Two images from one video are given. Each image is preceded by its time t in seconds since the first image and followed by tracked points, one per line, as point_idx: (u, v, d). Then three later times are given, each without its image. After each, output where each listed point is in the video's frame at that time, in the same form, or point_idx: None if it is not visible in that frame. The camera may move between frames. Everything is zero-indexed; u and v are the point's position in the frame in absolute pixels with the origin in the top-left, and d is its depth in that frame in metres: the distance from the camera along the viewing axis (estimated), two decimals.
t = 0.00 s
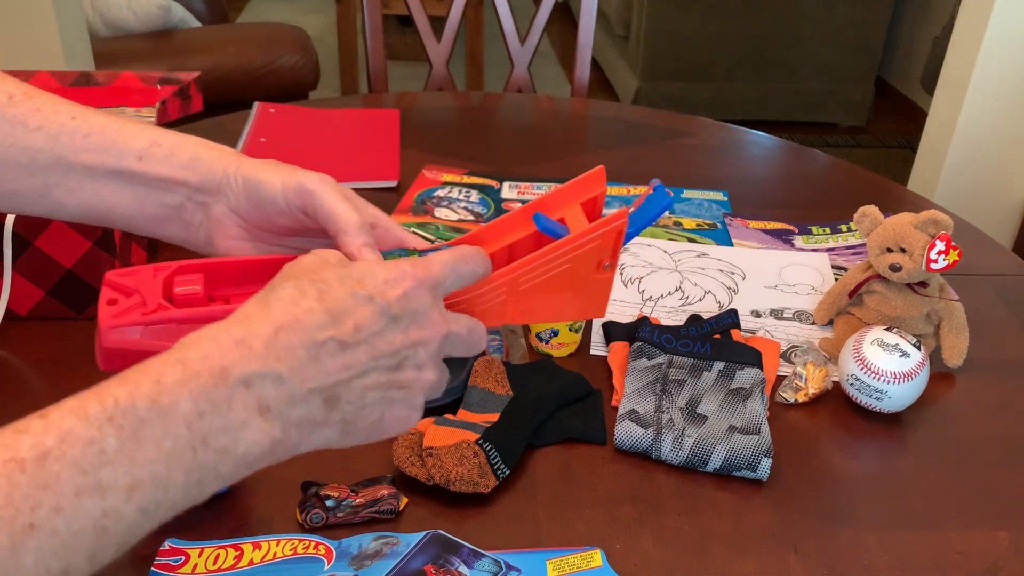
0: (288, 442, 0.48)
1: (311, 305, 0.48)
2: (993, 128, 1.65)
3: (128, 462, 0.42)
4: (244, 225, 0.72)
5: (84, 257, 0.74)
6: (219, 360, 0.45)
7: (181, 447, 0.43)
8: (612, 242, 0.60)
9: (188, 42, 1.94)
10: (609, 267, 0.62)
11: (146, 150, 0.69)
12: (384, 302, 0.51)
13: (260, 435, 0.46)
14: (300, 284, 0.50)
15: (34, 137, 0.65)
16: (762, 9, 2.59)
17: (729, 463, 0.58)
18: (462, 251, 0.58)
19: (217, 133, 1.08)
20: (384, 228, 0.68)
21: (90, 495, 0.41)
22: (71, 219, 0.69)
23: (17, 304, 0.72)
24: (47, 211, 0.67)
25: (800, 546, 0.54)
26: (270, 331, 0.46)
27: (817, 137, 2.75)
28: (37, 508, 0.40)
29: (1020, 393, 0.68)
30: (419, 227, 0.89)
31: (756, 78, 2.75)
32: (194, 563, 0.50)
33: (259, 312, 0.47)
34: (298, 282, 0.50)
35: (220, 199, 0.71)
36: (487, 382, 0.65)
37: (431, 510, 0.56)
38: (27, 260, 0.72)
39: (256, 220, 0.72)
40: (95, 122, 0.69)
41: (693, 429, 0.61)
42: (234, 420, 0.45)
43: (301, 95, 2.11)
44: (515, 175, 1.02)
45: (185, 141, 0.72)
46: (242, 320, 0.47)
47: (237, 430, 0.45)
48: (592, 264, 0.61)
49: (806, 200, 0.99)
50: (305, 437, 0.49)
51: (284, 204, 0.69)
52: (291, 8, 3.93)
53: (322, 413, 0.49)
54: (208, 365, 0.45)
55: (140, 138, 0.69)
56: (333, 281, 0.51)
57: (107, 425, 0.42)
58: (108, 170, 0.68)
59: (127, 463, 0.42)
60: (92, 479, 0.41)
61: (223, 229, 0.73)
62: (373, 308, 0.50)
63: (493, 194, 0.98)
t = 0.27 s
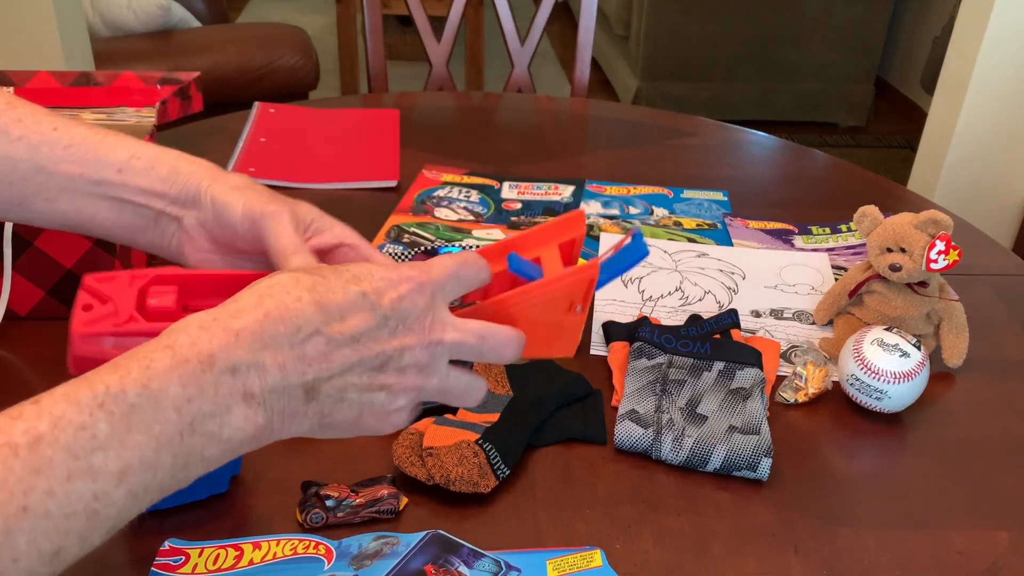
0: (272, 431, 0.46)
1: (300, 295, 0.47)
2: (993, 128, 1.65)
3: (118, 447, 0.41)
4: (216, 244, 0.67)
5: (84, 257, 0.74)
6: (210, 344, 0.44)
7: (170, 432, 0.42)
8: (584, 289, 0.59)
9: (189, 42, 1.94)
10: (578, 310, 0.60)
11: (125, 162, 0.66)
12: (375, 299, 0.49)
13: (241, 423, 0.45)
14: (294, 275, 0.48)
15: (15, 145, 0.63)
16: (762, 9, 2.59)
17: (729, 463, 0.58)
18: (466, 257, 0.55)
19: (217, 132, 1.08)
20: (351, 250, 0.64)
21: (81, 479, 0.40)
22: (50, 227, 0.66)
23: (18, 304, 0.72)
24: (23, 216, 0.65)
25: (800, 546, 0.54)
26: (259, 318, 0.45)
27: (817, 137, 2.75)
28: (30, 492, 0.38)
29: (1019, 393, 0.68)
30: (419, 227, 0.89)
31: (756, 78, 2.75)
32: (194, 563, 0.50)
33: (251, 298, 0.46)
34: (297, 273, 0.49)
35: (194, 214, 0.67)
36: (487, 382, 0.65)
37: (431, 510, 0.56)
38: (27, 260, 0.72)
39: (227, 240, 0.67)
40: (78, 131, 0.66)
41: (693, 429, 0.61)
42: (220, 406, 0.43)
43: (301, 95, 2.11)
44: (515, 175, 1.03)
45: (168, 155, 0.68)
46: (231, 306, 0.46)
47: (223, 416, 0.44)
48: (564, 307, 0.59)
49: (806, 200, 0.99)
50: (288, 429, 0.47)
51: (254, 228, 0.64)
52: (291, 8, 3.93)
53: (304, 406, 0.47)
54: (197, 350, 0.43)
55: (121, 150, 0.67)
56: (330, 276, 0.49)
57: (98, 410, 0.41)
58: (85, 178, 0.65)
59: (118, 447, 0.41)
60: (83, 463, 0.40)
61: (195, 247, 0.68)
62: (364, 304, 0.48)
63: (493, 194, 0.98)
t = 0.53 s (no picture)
0: (275, 422, 0.48)
1: (295, 291, 0.47)
2: (993, 128, 1.65)
3: (125, 438, 0.42)
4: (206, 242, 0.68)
5: (85, 256, 0.74)
6: (213, 341, 0.45)
7: (175, 426, 0.44)
8: (582, 262, 0.56)
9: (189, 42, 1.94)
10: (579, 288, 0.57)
11: (112, 160, 0.67)
12: (370, 289, 0.48)
13: (243, 416, 0.46)
14: (294, 268, 0.49)
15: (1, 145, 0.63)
16: (761, 9, 2.59)
17: (729, 463, 0.58)
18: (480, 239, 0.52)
19: (217, 132, 1.08)
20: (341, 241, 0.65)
21: (89, 469, 0.41)
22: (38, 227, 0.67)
23: (17, 304, 0.72)
24: (11, 216, 0.65)
25: (800, 546, 0.54)
26: (256, 317, 0.46)
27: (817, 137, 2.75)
28: (40, 482, 0.40)
29: (1020, 393, 0.68)
30: (419, 227, 0.89)
31: (756, 78, 2.75)
32: (194, 563, 0.50)
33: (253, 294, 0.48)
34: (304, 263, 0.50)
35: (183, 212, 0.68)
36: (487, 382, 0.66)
37: (431, 510, 0.56)
38: (27, 260, 0.72)
39: (217, 238, 0.67)
40: (64, 130, 0.66)
41: (693, 429, 0.61)
42: (223, 400, 0.45)
43: (301, 95, 2.11)
44: (515, 175, 1.03)
45: (156, 151, 0.69)
46: (232, 304, 0.47)
47: (226, 410, 0.45)
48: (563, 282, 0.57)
49: (806, 200, 0.99)
50: (294, 417, 0.49)
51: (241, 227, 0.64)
52: (291, 8, 3.93)
53: (306, 397, 0.48)
54: (201, 346, 0.45)
55: (107, 147, 0.67)
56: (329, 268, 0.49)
57: (107, 403, 0.42)
58: (71, 177, 0.65)
59: (125, 439, 0.42)
60: (92, 454, 0.41)
61: (186, 244, 0.69)
62: (360, 296, 0.48)
63: (493, 194, 0.98)
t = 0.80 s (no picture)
0: (296, 408, 0.48)
1: (307, 279, 0.47)
2: (993, 128, 1.65)
3: (148, 421, 0.43)
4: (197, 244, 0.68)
5: (85, 257, 0.75)
6: (234, 326, 0.46)
7: (196, 409, 0.44)
8: (572, 272, 0.57)
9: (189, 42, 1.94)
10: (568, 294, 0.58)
11: (102, 160, 0.67)
12: (384, 273, 0.46)
13: (262, 403, 0.46)
14: (310, 255, 0.48)
15: None
16: (761, 9, 2.59)
17: (729, 463, 0.58)
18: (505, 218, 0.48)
19: (217, 132, 1.08)
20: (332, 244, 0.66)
21: (112, 450, 0.43)
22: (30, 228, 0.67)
23: (17, 304, 0.72)
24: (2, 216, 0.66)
25: (800, 546, 0.54)
26: (270, 306, 0.46)
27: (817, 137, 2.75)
28: (65, 462, 0.42)
29: (1020, 393, 0.68)
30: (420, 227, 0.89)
31: (756, 78, 2.75)
32: (194, 563, 0.50)
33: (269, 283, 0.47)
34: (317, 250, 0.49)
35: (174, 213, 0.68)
36: (487, 382, 0.65)
37: (431, 510, 0.56)
38: (27, 260, 0.72)
39: (207, 240, 0.68)
40: (55, 130, 0.67)
41: (692, 429, 0.61)
42: (243, 386, 0.45)
43: (301, 95, 2.11)
44: (515, 175, 1.03)
45: (146, 152, 0.70)
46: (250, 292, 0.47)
47: (245, 396, 0.45)
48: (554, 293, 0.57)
49: (806, 200, 0.99)
50: (315, 404, 0.48)
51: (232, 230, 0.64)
52: (291, 8, 3.93)
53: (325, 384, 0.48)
54: (220, 331, 0.46)
55: (98, 147, 0.68)
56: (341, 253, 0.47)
57: (130, 386, 0.44)
58: (61, 178, 0.66)
59: (147, 422, 0.43)
60: (115, 436, 0.43)
61: (176, 246, 0.70)
62: (373, 281, 0.46)
63: (493, 194, 0.98)
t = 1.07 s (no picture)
0: (324, 407, 0.48)
1: (319, 278, 0.46)
2: (993, 128, 1.65)
3: (168, 423, 0.43)
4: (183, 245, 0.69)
5: (84, 257, 0.76)
6: (254, 329, 0.46)
7: (217, 411, 0.44)
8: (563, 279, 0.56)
9: (188, 43, 1.94)
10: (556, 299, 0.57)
11: (87, 161, 0.68)
12: (396, 264, 0.45)
13: (286, 403, 0.46)
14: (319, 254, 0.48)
15: None
16: (761, 9, 2.59)
17: (729, 463, 0.58)
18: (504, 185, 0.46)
19: (217, 133, 1.08)
20: (320, 244, 0.67)
21: (132, 452, 0.43)
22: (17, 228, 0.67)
23: (17, 304, 0.72)
24: None
25: (800, 546, 0.54)
26: (285, 308, 0.46)
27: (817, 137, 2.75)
28: (84, 463, 0.42)
29: (1020, 393, 0.68)
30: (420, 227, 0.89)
31: (756, 78, 2.75)
32: (194, 563, 0.50)
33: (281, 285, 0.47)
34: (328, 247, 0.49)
35: (160, 214, 0.68)
36: (487, 382, 0.66)
37: (431, 510, 0.56)
38: (27, 261, 0.72)
39: (193, 240, 0.68)
40: (39, 130, 0.67)
41: (693, 429, 0.61)
42: (265, 388, 0.45)
43: (301, 95, 2.11)
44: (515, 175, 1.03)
45: (131, 153, 0.70)
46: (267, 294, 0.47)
47: (268, 398, 0.45)
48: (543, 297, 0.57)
49: (806, 200, 0.99)
50: (343, 401, 0.48)
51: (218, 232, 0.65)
52: (291, 8, 3.93)
53: (352, 380, 0.47)
54: (240, 333, 0.46)
55: (82, 148, 0.68)
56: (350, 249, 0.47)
57: (149, 387, 0.44)
58: (46, 179, 0.66)
59: (167, 423, 0.43)
60: (135, 437, 0.43)
61: (163, 249, 0.70)
62: (386, 272, 0.46)
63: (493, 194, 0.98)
